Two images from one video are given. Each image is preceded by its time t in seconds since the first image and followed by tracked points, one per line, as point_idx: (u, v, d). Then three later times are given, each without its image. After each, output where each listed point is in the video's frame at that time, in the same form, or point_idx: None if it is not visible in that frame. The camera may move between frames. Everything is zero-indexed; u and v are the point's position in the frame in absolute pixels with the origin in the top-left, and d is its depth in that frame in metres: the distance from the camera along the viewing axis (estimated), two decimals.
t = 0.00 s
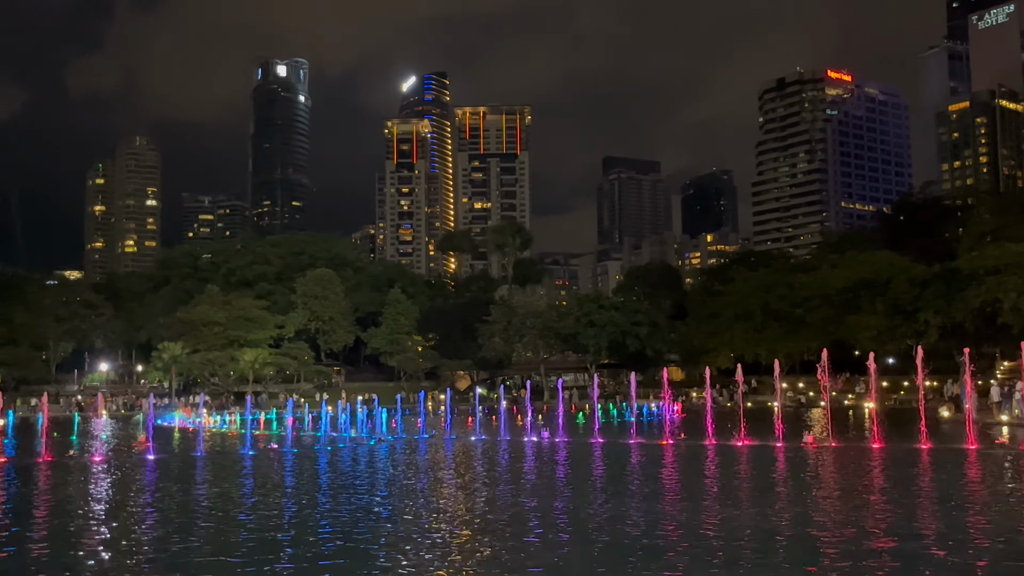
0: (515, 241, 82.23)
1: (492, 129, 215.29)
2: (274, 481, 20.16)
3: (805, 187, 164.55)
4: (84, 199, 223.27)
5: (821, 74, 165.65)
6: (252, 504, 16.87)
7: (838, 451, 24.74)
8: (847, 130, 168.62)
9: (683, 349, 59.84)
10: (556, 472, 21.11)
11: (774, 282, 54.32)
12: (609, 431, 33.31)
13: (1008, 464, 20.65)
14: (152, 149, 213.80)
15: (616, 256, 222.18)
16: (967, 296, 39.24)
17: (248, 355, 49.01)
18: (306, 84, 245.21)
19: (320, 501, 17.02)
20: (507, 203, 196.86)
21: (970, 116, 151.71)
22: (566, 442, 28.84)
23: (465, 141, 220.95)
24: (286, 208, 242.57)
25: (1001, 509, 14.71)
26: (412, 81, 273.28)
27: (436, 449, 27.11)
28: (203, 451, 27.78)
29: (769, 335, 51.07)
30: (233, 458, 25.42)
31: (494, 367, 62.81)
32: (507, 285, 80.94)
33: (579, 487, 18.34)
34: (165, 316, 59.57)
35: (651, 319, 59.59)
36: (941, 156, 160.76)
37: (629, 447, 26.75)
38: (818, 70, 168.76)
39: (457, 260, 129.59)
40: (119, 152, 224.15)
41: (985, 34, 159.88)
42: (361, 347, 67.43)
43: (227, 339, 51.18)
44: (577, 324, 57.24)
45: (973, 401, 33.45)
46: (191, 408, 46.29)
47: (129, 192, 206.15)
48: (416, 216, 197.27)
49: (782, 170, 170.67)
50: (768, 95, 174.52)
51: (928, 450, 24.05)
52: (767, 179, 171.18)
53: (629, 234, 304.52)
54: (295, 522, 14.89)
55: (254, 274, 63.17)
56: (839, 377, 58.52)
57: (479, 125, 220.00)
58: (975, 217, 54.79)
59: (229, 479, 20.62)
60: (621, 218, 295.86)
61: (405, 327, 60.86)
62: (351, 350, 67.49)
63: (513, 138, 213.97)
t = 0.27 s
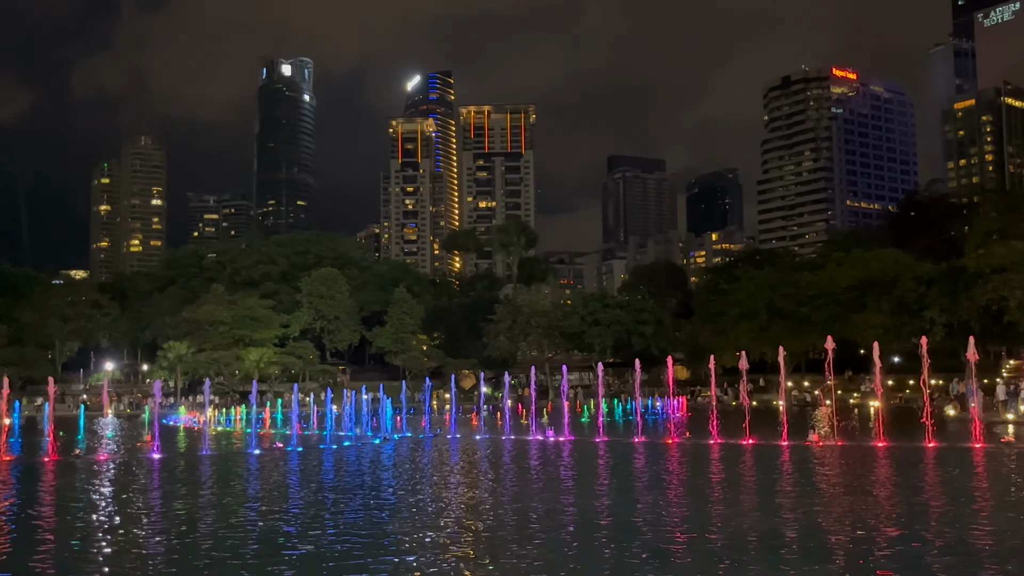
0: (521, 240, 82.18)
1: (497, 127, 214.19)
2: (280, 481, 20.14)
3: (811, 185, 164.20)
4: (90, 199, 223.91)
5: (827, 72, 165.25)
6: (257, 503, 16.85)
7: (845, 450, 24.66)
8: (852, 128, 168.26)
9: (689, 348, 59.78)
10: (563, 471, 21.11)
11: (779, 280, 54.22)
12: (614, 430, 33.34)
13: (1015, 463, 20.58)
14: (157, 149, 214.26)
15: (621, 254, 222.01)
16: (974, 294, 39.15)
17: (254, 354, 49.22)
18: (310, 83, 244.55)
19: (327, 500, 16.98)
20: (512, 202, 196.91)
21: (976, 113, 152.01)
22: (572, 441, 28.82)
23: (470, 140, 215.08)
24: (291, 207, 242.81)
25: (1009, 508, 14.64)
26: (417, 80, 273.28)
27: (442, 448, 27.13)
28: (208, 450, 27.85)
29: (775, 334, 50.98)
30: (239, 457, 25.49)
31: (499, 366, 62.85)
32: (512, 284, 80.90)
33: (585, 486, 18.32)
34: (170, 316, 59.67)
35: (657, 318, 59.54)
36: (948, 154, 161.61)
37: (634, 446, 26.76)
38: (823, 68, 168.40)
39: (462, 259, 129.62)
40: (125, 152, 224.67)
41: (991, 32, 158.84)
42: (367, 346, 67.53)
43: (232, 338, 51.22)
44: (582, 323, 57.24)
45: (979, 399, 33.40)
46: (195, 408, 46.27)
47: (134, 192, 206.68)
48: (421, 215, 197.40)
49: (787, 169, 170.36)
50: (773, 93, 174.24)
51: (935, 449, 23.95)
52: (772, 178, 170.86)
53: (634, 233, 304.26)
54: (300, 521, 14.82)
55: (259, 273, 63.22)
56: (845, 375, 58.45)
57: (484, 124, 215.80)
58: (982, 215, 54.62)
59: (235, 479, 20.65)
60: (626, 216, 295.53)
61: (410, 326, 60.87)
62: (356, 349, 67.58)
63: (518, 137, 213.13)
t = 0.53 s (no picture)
0: (523, 239, 82.24)
1: (499, 126, 213.16)
2: (284, 479, 20.20)
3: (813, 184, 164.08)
4: (92, 198, 224.12)
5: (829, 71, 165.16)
6: (258, 502, 16.85)
7: (848, 448, 24.75)
8: (855, 127, 168.14)
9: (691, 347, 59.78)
10: (565, 469, 21.21)
11: (782, 279, 54.21)
12: (617, 429, 33.39)
13: (1016, 460, 20.67)
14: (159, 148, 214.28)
15: (624, 253, 222.04)
16: (976, 293, 39.14)
17: (256, 353, 49.58)
18: (313, 82, 241.77)
19: (330, 500, 17.00)
20: (515, 201, 196.88)
21: (978, 111, 152.50)
22: (574, 439, 28.90)
23: (472, 138, 215.04)
24: (293, 207, 242.89)
25: (1010, 505, 14.69)
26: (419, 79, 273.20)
27: (445, 447, 27.21)
28: (212, 448, 27.94)
29: (778, 332, 50.92)
30: (242, 456, 25.63)
31: (501, 366, 62.98)
32: (514, 283, 80.93)
33: (589, 485, 18.32)
34: (173, 315, 59.70)
35: (659, 317, 59.52)
36: (950, 153, 162.67)
37: (637, 445, 26.76)
38: (825, 66, 168.30)
39: (464, 258, 129.62)
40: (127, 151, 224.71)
41: (993, 30, 158.93)
42: (369, 345, 67.57)
43: (235, 337, 51.27)
44: (584, 322, 57.28)
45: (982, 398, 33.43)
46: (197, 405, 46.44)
47: (137, 192, 206.89)
48: (423, 214, 197.43)
49: (790, 167, 170.31)
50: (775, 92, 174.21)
51: (937, 447, 24.01)
52: (775, 176, 170.74)
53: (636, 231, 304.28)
54: (306, 520, 14.86)
55: (262, 272, 63.27)
56: (847, 374, 58.49)
57: (486, 123, 214.55)
58: (984, 214, 54.61)
59: (239, 478, 20.68)
60: (628, 215, 295.47)
61: (412, 324, 60.96)
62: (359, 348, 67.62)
63: (520, 136, 211.33)
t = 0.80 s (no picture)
0: (524, 237, 82.34)
1: (501, 125, 212.32)
2: (284, 478, 20.25)
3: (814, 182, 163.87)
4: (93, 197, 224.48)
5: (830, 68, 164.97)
6: (258, 500, 16.83)
7: (849, 445, 24.80)
8: (856, 125, 167.77)
9: (692, 345, 59.83)
10: (567, 467, 21.28)
11: (783, 277, 54.18)
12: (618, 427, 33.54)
13: (1016, 458, 20.67)
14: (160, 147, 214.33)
15: (625, 251, 222.08)
16: (977, 290, 39.10)
17: (258, 351, 49.96)
18: (314, 80, 242.41)
19: (329, 499, 16.95)
20: (516, 199, 196.83)
21: (980, 110, 150.49)
22: (576, 437, 28.93)
23: (473, 137, 213.36)
24: (294, 205, 242.90)
25: (1011, 504, 14.67)
26: (420, 77, 272.97)
27: (447, 444, 27.29)
28: (213, 446, 28.04)
29: (779, 330, 50.91)
30: (245, 454, 25.78)
31: (502, 364, 63.08)
32: (515, 282, 80.94)
33: (591, 484, 18.33)
34: (175, 314, 59.74)
35: (660, 315, 59.55)
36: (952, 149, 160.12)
37: (638, 443, 26.81)
38: (827, 64, 167.86)
39: (466, 256, 129.60)
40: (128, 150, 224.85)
41: (995, 28, 158.42)
42: (371, 343, 67.66)
43: (237, 336, 51.25)
44: (586, 321, 57.31)
45: (982, 396, 33.41)
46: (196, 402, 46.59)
47: (137, 190, 207.00)
48: (424, 212, 197.42)
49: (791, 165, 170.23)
50: (776, 90, 173.91)
51: (937, 445, 24.04)
52: (776, 174, 170.56)
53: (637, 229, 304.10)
54: (302, 519, 14.86)
55: (263, 271, 63.34)
56: (848, 372, 58.55)
57: (487, 121, 214.05)
58: (985, 212, 54.52)
59: (239, 476, 20.71)
60: (630, 213, 295.24)
61: (414, 323, 61.03)
62: (360, 346, 67.71)
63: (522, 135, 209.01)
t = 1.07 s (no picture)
0: (527, 235, 82.36)
1: (504, 123, 213.85)
2: (289, 476, 20.24)
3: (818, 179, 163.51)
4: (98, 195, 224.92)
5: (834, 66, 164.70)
6: (261, 500, 16.77)
7: (854, 443, 24.73)
8: (860, 122, 167.34)
9: (696, 343, 59.75)
10: (570, 465, 21.25)
11: (787, 275, 54.05)
12: (621, 424, 33.56)
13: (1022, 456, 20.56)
14: (164, 146, 214.63)
15: (628, 249, 222.01)
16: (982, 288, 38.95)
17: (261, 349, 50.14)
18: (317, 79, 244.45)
19: (332, 498, 16.87)
20: (520, 197, 196.77)
21: (984, 106, 150.31)
22: (580, 435, 28.89)
23: (476, 135, 215.13)
24: (298, 204, 243.17)
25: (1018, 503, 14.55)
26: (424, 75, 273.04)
27: (450, 443, 27.28)
28: (217, 445, 28.15)
29: (783, 328, 50.80)
30: (249, 452, 25.85)
31: (506, 362, 63.12)
32: (519, 280, 80.93)
33: (596, 482, 18.25)
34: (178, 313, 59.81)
35: (664, 313, 59.46)
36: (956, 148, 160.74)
37: (642, 441, 26.77)
38: (830, 62, 167.39)
39: (470, 255, 129.63)
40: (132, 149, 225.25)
41: (999, 24, 157.83)
42: (374, 341, 67.72)
43: (241, 334, 51.36)
44: (589, 319, 57.31)
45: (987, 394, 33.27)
46: (203, 400, 46.66)
47: (142, 189, 207.38)
48: (428, 211, 197.47)
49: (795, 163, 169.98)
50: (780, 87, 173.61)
51: (942, 443, 23.94)
52: (779, 172, 170.24)
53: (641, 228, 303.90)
54: (309, 518, 14.77)
55: (267, 270, 63.46)
56: (852, 369, 58.42)
57: (491, 119, 215.63)
58: (989, 209, 54.33)
59: (242, 474, 20.68)
60: (633, 211, 294.99)
61: (417, 321, 61.03)
62: (364, 344, 67.78)
63: (525, 133, 211.27)
